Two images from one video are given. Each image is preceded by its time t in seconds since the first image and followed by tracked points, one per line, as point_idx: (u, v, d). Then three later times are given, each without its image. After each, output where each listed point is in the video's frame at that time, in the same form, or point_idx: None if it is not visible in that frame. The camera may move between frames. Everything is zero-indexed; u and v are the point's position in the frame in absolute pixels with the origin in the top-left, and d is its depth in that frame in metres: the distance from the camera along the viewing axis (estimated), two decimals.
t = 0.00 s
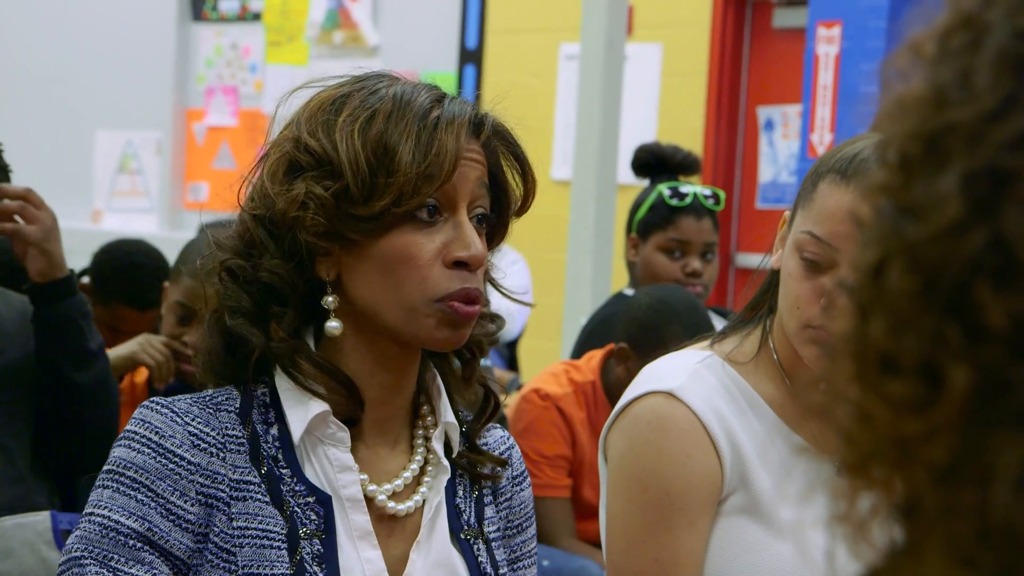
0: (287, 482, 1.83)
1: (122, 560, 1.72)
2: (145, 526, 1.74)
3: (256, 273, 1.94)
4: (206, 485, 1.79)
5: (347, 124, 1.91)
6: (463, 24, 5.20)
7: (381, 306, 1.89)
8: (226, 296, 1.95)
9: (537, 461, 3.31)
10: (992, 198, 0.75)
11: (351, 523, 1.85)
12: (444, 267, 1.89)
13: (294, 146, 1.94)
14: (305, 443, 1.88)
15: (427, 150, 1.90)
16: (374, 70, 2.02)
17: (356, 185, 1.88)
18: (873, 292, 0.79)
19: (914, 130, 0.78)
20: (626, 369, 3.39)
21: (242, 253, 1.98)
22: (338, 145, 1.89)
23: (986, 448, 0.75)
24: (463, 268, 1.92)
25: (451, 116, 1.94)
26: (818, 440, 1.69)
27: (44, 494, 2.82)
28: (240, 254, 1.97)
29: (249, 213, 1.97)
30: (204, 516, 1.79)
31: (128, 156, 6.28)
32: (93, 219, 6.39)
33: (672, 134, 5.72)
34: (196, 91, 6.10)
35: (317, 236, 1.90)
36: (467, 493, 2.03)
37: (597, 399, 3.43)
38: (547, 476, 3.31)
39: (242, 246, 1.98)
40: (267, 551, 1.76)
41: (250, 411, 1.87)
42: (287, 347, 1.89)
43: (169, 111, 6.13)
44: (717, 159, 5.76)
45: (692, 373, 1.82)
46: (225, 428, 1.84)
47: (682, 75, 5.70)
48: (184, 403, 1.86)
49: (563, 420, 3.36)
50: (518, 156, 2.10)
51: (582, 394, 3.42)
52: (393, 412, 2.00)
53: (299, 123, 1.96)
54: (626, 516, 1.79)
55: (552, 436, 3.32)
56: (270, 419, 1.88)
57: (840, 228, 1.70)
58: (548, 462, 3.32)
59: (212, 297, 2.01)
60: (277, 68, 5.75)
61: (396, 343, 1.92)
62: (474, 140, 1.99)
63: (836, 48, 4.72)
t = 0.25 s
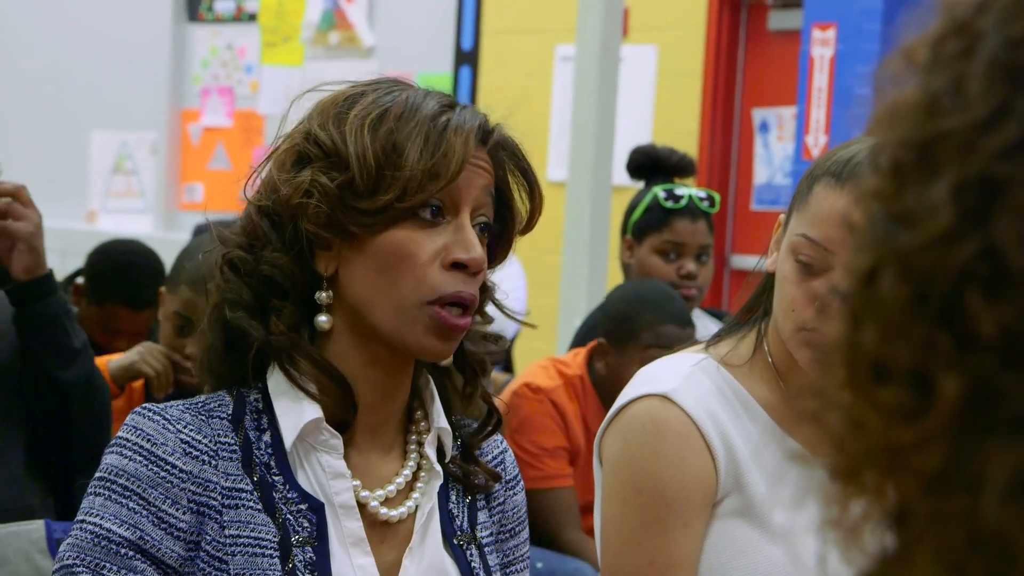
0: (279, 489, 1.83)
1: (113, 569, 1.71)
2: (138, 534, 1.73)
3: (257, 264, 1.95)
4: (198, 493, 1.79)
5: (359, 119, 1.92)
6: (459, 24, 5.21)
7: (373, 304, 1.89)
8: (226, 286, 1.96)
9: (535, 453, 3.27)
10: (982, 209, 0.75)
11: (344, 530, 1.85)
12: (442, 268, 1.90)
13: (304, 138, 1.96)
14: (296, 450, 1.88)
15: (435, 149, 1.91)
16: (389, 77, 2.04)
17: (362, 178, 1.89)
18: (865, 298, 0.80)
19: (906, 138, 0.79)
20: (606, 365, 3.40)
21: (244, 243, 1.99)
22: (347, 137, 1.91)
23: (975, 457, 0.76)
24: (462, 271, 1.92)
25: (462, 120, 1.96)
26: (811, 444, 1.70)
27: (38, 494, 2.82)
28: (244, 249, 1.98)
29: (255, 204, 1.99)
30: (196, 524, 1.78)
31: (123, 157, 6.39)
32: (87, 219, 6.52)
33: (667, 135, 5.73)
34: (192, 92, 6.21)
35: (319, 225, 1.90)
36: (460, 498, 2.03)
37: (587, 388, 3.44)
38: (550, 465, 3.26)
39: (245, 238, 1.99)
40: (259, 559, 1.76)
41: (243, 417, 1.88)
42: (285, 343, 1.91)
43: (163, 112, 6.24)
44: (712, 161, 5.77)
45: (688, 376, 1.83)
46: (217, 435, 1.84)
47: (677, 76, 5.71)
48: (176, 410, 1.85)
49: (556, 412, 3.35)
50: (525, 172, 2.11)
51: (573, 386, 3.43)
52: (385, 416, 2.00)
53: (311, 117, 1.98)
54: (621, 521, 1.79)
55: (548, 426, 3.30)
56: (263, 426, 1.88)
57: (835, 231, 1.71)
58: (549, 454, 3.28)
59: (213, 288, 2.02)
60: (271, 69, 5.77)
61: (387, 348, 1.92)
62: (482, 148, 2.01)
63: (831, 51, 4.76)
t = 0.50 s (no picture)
0: (272, 493, 1.83)
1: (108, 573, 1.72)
2: (132, 538, 1.74)
3: (259, 260, 1.95)
4: (192, 497, 1.79)
5: (375, 122, 1.92)
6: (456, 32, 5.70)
7: (375, 307, 1.89)
8: (229, 281, 1.96)
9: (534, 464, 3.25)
10: (980, 213, 0.75)
11: (337, 534, 1.85)
12: (445, 278, 1.90)
13: (317, 136, 1.95)
14: (291, 454, 1.88)
15: (450, 160, 1.92)
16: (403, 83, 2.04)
17: (375, 182, 1.89)
18: (863, 303, 0.80)
19: (905, 142, 0.79)
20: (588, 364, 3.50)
21: (246, 239, 1.98)
22: (362, 140, 1.90)
23: (973, 460, 0.76)
24: (465, 282, 1.92)
25: (476, 134, 1.97)
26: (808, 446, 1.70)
27: (35, 496, 2.82)
28: (246, 242, 1.97)
29: (261, 199, 1.97)
30: (190, 528, 1.78)
31: (120, 159, 6.40)
32: (84, 222, 6.51)
33: (664, 137, 5.73)
34: (189, 94, 6.26)
35: (327, 225, 1.89)
36: (455, 503, 2.03)
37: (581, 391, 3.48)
38: (550, 475, 3.24)
39: (246, 234, 1.98)
40: (251, 563, 1.76)
41: (237, 420, 1.87)
42: (284, 340, 1.91)
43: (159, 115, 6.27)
44: (709, 162, 5.77)
45: (685, 378, 1.83)
46: (211, 438, 1.84)
47: (674, 78, 5.72)
48: (170, 414, 1.86)
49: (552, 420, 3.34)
50: (528, 193, 2.11)
51: (568, 393, 3.45)
52: (382, 420, 2.00)
53: (325, 116, 1.97)
54: (617, 523, 1.79)
55: (545, 436, 3.29)
56: (257, 429, 1.88)
57: (834, 234, 1.70)
58: (547, 464, 3.26)
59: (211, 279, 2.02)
60: (268, 71, 5.96)
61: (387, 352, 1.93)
62: (491, 164, 2.01)
63: (828, 52, 4.73)
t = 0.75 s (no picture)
0: (272, 491, 1.83)
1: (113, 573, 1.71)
2: (136, 537, 1.74)
3: (258, 263, 1.95)
4: (194, 495, 1.78)
5: (373, 128, 1.90)
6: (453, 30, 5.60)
7: (373, 311, 1.90)
8: (228, 283, 1.95)
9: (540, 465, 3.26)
10: (980, 214, 0.75)
11: (336, 532, 1.85)
12: (442, 283, 1.90)
13: (315, 140, 1.93)
14: (291, 452, 1.88)
15: (448, 167, 1.90)
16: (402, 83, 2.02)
17: (374, 190, 1.88)
18: (862, 305, 0.80)
19: (905, 144, 0.79)
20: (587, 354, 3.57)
21: (245, 241, 1.98)
22: (360, 147, 1.89)
23: (972, 460, 0.76)
24: (462, 287, 1.93)
25: (476, 138, 1.95)
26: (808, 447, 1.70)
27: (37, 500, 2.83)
28: (244, 243, 1.97)
29: (261, 204, 1.96)
30: (193, 527, 1.78)
31: (117, 161, 6.40)
32: (81, 224, 6.53)
33: (661, 137, 5.74)
34: (186, 95, 6.26)
35: (325, 232, 1.89)
36: (452, 503, 2.03)
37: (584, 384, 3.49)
38: (557, 476, 3.25)
39: (245, 237, 1.98)
40: (252, 561, 1.76)
41: (237, 419, 1.87)
42: (284, 341, 1.92)
43: (156, 117, 6.28)
44: (707, 162, 5.78)
45: (684, 378, 1.83)
46: (211, 437, 1.84)
47: (671, 78, 5.72)
48: (170, 413, 1.85)
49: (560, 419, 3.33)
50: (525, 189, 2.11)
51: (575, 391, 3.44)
52: (381, 421, 2.00)
53: (324, 119, 1.95)
54: (618, 523, 1.79)
55: (551, 436, 3.28)
56: (257, 428, 1.88)
57: (833, 234, 1.70)
58: (553, 465, 3.26)
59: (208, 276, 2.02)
60: (265, 72, 5.93)
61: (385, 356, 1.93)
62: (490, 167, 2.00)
63: (825, 52, 4.74)
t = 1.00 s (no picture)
0: (282, 482, 1.83)
1: (123, 557, 1.70)
2: (145, 522, 1.73)
3: (250, 273, 1.98)
4: (204, 484, 1.79)
5: (340, 138, 1.89)
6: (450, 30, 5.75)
7: (358, 317, 1.90)
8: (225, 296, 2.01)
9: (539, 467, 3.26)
10: (978, 215, 0.75)
11: (345, 524, 1.85)
12: (422, 286, 1.90)
13: (291, 154, 1.94)
14: (299, 444, 1.88)
15: (415, 171, 1.88)
16: (380, 82, 1.99)
17: (342, 201, 1.87)
18: (860, 305, 0.80)
19: (902, 144, 0.79)
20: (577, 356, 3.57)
21: (241, 251, 2.00)
22: (328, 159, 1.88)
23: (971, 460, 0.76)
24: (442, 289, 1.92)
25: (446, 137, 1.91)
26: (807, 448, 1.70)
27: (35, 502, 2.83)
28: (239, 252, 2.00)
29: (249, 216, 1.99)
30: (202, 515, 1.78)
31: (115, 163, 6.40)
32: (78, 226, 6.53)
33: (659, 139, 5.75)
34: (184, 97, 6.25)
35: (301, 246, 1.90)
36: (456, 500, 2.03)
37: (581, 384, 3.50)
38: (556, 476, 3.25)
39: (241, 245, 2.00)
40: (261, 549, 1.76)
41: (247, 413, 1.88)
42: (276, 348, 1.94)
43: (153, 118, 6.28)
44: (704, 163, 5.78)
45: (683, 380, 1.83)
46: (222, 428, 1.84)
47: (669, 79, 5.72)
48: (181, 404, 1.86)
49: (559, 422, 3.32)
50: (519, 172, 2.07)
51: (572, 393, 3.44)
52: (383, 419, 2.00)
53: (300, 131, 1.95)
54: (618, 521, 1.79)
55: (550, 438, 3.28)
56: (266, 421, 1.88)
57: (830, 234, 1.71)
58: (553, 466, 3.27)
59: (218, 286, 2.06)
60: (263, 75, 5.96)
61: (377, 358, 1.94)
62: (469, 160, 1.97)
63: (821, 53, 4.73)
